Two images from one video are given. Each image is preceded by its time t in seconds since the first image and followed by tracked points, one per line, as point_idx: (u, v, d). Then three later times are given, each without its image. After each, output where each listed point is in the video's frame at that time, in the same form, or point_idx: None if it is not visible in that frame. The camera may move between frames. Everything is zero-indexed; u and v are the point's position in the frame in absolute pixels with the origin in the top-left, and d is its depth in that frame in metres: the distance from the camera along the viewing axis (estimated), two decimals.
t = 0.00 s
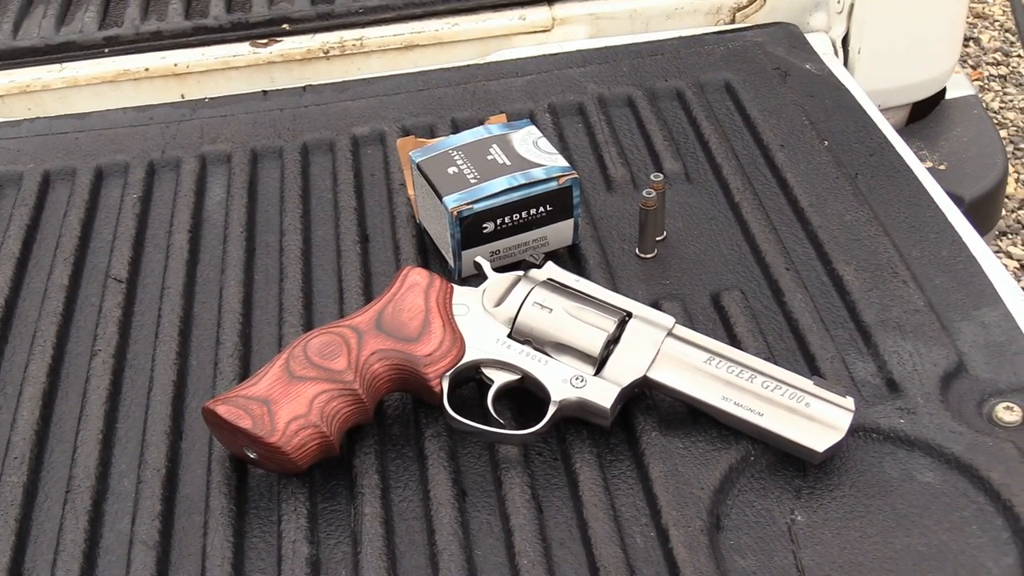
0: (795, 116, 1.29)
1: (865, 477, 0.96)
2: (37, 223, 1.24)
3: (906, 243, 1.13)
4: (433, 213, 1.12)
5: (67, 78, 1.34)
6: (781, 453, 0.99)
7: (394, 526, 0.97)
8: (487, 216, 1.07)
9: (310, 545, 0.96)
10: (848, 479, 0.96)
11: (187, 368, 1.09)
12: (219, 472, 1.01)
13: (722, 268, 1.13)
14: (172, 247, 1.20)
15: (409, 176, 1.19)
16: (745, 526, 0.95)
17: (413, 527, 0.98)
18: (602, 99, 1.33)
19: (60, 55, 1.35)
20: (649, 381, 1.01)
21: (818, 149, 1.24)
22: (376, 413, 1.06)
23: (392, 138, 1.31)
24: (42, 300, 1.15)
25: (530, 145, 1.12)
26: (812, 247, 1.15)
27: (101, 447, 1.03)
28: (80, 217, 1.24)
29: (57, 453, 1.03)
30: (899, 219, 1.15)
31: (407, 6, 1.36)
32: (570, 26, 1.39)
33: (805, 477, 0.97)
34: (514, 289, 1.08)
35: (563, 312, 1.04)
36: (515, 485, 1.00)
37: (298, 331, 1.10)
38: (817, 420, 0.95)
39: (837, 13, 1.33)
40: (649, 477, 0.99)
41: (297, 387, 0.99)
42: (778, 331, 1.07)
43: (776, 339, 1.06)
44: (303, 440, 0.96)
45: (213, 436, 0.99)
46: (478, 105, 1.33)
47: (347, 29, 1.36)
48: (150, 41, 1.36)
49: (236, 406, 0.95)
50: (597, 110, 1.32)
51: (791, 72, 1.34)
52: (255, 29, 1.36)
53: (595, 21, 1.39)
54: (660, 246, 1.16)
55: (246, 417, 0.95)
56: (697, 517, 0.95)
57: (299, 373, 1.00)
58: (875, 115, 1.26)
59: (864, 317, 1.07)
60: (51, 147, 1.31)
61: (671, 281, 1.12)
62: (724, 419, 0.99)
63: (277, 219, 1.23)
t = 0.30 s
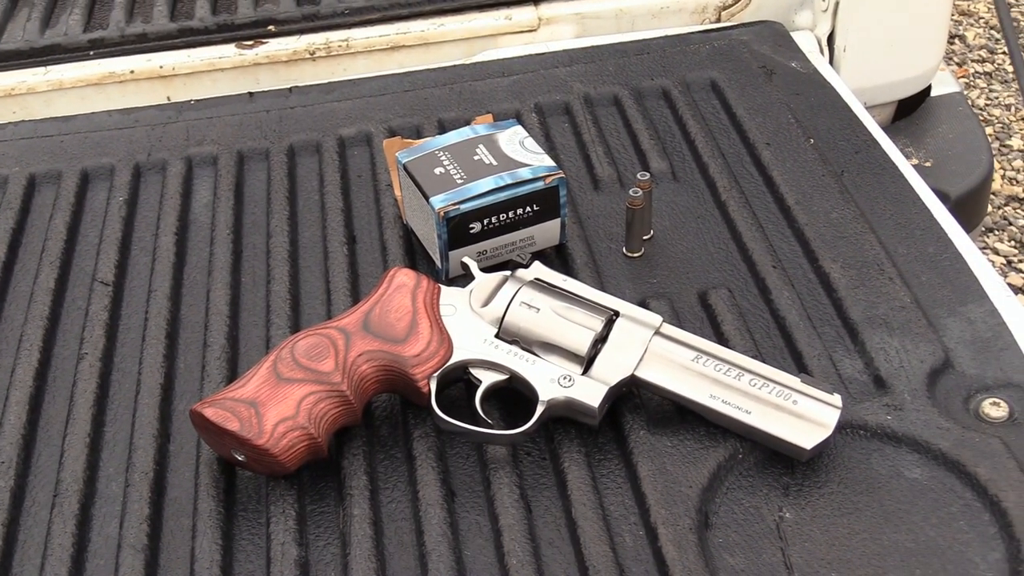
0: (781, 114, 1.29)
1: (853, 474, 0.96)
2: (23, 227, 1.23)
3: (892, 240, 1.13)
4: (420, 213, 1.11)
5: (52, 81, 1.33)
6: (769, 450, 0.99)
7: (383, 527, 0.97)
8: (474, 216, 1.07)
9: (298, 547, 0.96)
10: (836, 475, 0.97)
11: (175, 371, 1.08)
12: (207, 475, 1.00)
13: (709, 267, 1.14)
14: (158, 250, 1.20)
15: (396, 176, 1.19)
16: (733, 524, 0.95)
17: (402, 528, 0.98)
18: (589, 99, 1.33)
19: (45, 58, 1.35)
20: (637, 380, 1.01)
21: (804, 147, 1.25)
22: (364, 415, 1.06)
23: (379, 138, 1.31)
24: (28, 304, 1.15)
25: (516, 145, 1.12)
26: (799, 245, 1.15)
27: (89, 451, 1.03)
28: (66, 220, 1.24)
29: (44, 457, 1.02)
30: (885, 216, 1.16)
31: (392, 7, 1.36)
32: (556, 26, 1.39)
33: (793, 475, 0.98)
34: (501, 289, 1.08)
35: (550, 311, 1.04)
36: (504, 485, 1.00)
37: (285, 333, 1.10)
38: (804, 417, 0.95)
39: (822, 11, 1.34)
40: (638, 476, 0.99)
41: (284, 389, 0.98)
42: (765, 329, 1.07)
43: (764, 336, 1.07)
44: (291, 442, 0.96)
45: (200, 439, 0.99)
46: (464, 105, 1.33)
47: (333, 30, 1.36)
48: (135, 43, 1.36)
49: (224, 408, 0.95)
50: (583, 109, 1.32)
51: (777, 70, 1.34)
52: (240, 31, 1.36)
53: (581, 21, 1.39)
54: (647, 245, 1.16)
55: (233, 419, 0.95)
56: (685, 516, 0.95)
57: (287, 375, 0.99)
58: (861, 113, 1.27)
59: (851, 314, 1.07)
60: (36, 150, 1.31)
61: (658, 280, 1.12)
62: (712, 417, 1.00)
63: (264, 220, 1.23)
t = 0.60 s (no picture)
0: (767, 112, 1.29)
1: (841, 471, 0.97)
2: (9, 230, 1.23)
3: (878, 237, 1.14)
4: (407, 214, 1.11)
5: (37, 84, 1.33)
6: (757, 448, 0.99)
7: (372, 529, 0.97)
8: (461, 216, 1.07)
9: (287, 549, 0.95)
10: (824, 473, 0.97)
11: (162, 373, 1.08)
12: (195, 477, 1.00)
13: (697, 265, 1.14)
14: (145, 252, 1.20)
15: (383, 177, 1.19)
16: (722, 522, 0.95)
17: (391, 529, 0.97)
18: (575, 98, 1.33)
19: (30, 61, 1.34)
20: (625, 379, 1.02)
21: (790, 145, 1.25)
22: (353, 416, 1.06)
23: (365, 139, 1.30)
24: (14, 307, 1.15)
25: (503, 145, 1.12)
26: (785, 243, 1.15)
27: (76, 454, 1.02)
28: (52, 223, 1.23)
29: (31, 461, 1.02)
30: (871, 213, 1.16)
31: (378, 7, 1.36)
32: (543, 25, 1.39)
33: (781, 472, 0.98)
34: (489, 289, 1.08)
35: (538, 311, 1.04)
36: (492, 485, 1.00)
37: (273, 334, 1.10)
38: (792, 415, 0.95)
39: (808, 10, 1.34)
40: (627, 475, 0.99)
41: (272, 391, 0.98)
42: (753, 327, 1.08)
43: (751, 334, 1.07)
44: (280, 444, 0.96)
45: (189, 441, 0.99)
46: (451, 105, 1.33)
47: (319, 31, 1.36)
48: (121, 45, 1.35)
49: (212, 410, 0.95)
50: (570, 108, 1.32)
51: (763, 68, 1.35)
52: (226, 32, 1.36)
53: (567, 20, 1.39)
54: (634, 244, 1.16)
55: (221, 422, 0.94)
56: (674, 514, 0.95)
57: (275, 377, 0.99)
58: (846, 111, 1.27)
59: (838, 312, 1.08)
60: (22, 153, 1.30)
61: (646, 279, 1.12)
62: (700, 416, 1.00)
63: (251, 222, 1.23)
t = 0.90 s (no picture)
0: (753, 111, 1.30)
1: (829, 468, 0.97)
2: None
3: (864, 234, 1.14)
4: (394, 215, 1.11)
5: (22, 87, 1.32)
6: (745, 446, 1.00)
7: (361, 530, 0.97)
8: (448, 217, 1.07)
9: (276, 551, 0.95)
10: (812, 470, 0.97)
11: (150, 377, 1.08)
12: (183, 480, 1.00)
13: (684, 264, 1.14)
14: (132, 255, 1.20)
15: (369, 178, 1.19)
16: (711, 520, 0.96)
17: (380, 530, 0.97)
18: (562, 98, 1.34)
19: (14, 64, 1.34)
20: (613, 378, 1.02)
21: (776, 143, 1.25)
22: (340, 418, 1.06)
23: (352, 140, 1.30)
24: None
25: (489, 145, 1.12)
26: (772, 241, 1.15)
27: (63, 459, 1.02)
28: (37, 227, 1.23)
29: (18, 466, 1.02)
30: (857, 210, 1.16)
31: (364, 8, 1.36)
32: (529, 25, 1.39)
33: (769, 470, 0.98)
34: (476, 290, 1.08)
35: (525, 311, 1.04)
36: (481, 485, 1.00)
37: (261, 336, 1.10)
38: (779, 412, 0.95)
39: (793, 8, 1.35)
40: (615, 474, 0.99)
41: (260, 393, 0.98)
42: (740, 325, 1.08)
43: (738, 332, 1.07)
44: (268, 447, 0.96)
45: (176, 445, 0.99)
46: (437, 106, 1.33)
47: (305, 32, 1.36)
48: (106, 48, 1.35)
49: (199, 413, 0.95)
50: (556, 108, 1.33)
51: (748, 67, 1.35)
52: (211, 34, 1.36)
53: (554, 20, 1.39)
54: (622, 243, 1.16)
55: (209, 424, 0.94)
56: (663, 513, 0.95)
57: (262, 379, 0.99)
58: (832, 109, 1.27)
59: (825, 309, 1.08)
60: (7, 157, 1.30)
61: (633, 278, 1.12)
62: (688, 414, 1.00)
63: (238, 224, 1.23)
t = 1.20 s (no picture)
0: (739, 109, 1.30)
1: (817, 466, 0.97)
2: None
3: (850, 232, 1.14)
4: (380, 216, 1.11)
5: (6, 90, 1.32)
6: (733, 444, 1.00)
7: (349, 532, 0.97)
8: (434, 218, 1.07)
9: (264, 554, 0.95)
10: (799, 468, 0.97)
11: (136, 380, 1.08)
12: (170, 484, 1.00)
13: (670, 263, 1.14)
14: (118, 258, 1.19)
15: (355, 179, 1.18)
16: (698, 518, 0.96)
17: (369, 531, 0.97)
18: (548, 98, 1.34)
19: None
20: (600, 377, 1.02)
21: (762, 141, 1.25)
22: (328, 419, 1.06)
23: (338, 141, 1.30)
24: None
25: (475, 145, 1.12)
26: (758, 239, 1.16)
27: (50, 463, 1.02)
28: (22, 231, 1.22)
29: (3, 471, 1.01)
30: (842, 208, 1.17)
31: (349, 9, 1.36)
32: (514, 25, 1.39)
33: (756, 468, 0.98)
34: (463, 290, 1.08)
35: (512, 311, 1.04)
36: (469, 485, 1.00)
37: (247, 339, 1.09)
38: (767, 411, 0.95)
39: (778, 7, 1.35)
40: (603, 473, 0.99)
41: (247, 396, 0.98)
42: (727, 324, 1.08)
43: (725, 330, 1.07)
44: (255, 449, 0.96)
45: (164, 448, 0.98)
46: (423, 106, 1.33)
47: (290, 34, 1.36)
48: (90, 50, 1.35)
49: (186, 416, 0.95)
50: (542, 108, 1.33)
51: (733, 65, 1.35)
52: (196, 36, 1.35)
53: (539, 20, 1.39)
54: (608, 242, 1.16)
55: (196, 428, 0.94)
56: (651, 512, 0.95)
57: (249, 382, 0.99)
58: (817, 107, 1.28)
59: (811, 307, 1.08)
60: None
61: (619, 278, 1.13)
62: (676, 413, 1.00)
63: (225, 227, 1.23)
